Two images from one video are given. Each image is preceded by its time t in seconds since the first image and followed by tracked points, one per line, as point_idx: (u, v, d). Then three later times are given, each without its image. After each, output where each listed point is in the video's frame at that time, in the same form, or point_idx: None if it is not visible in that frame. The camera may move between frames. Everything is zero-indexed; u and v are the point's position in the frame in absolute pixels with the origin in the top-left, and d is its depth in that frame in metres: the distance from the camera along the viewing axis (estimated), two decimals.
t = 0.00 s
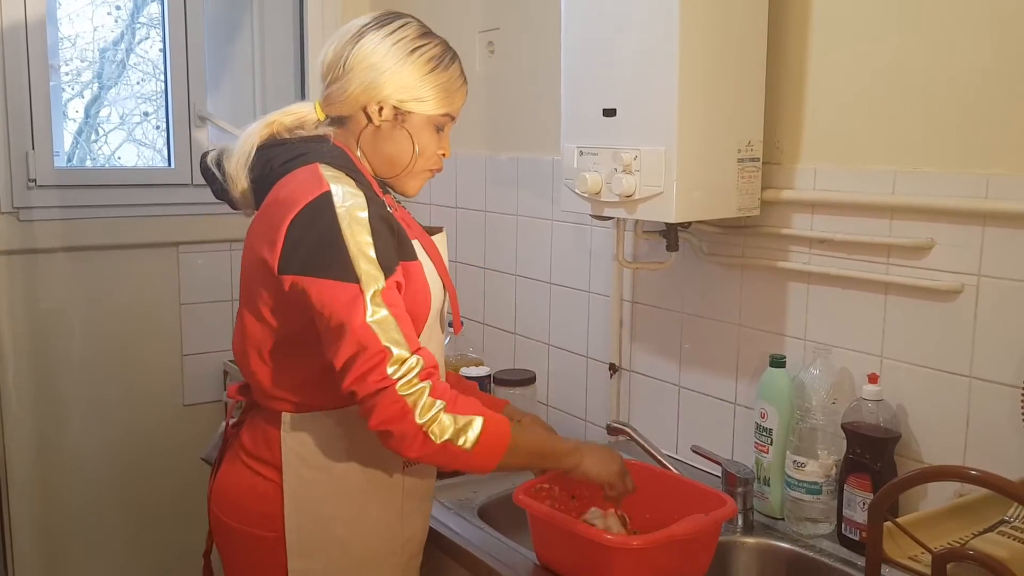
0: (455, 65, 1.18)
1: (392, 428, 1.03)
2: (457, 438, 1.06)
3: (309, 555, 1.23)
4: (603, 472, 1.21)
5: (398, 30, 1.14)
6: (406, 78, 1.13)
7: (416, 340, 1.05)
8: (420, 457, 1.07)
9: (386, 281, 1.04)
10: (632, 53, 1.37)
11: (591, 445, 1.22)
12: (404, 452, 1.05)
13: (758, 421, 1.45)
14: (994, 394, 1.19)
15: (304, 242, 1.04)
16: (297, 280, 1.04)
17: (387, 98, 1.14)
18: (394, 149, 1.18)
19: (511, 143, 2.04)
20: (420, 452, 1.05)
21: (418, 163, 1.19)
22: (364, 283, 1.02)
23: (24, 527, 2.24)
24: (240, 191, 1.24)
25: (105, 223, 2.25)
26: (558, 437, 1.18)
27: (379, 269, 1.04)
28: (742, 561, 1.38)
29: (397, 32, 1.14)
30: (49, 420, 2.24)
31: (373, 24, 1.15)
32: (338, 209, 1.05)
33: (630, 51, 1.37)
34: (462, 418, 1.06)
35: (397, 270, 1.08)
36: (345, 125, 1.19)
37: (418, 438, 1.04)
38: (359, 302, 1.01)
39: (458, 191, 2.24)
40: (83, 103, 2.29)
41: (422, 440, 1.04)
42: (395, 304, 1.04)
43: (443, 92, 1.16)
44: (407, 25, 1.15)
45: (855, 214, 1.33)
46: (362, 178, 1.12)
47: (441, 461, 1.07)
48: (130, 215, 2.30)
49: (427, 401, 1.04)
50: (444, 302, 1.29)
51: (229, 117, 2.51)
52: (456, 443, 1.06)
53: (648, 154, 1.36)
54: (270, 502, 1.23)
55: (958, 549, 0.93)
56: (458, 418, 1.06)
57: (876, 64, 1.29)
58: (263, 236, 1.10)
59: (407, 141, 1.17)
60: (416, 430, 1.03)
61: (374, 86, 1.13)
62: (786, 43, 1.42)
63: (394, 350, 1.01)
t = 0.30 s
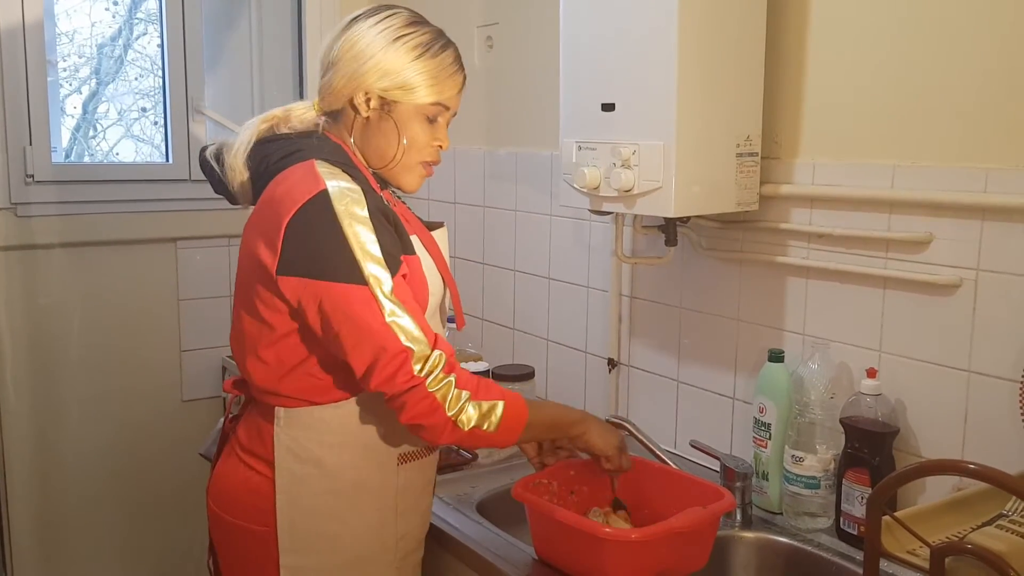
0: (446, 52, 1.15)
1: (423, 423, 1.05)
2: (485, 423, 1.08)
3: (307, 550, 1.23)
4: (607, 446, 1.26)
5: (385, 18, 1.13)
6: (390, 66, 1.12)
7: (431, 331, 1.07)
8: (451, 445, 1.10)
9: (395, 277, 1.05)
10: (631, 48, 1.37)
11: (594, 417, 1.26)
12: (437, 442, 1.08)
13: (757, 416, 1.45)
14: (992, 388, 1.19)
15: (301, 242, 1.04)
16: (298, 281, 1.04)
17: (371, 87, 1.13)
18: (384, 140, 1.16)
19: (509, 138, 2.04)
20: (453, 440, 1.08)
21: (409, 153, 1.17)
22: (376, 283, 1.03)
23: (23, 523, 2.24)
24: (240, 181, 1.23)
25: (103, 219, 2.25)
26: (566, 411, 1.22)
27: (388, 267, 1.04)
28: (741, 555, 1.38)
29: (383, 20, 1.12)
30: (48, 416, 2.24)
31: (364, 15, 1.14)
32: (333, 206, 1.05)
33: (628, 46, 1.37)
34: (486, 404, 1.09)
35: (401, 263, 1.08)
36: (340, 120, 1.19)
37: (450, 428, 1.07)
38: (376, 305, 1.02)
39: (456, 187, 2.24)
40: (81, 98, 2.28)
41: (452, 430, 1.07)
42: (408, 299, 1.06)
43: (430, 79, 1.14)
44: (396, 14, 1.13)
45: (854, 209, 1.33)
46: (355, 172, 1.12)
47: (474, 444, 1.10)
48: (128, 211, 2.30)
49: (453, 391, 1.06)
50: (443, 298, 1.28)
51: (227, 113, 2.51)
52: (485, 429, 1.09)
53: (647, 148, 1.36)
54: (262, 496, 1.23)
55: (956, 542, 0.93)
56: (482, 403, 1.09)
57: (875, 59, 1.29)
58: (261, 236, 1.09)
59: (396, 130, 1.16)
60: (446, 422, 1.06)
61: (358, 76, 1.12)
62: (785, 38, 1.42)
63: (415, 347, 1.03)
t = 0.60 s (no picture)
0: (447, 60, 1.15)
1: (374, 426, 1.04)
2: (438, 430, 1.07)
3: (304, 547, 1.23)
4: (580, 418, 1.20)
5: (387, 23, 1.12)
6: (392, 74, 1.11)
7: (399, 335, 1.05)
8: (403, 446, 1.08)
9: (374, 276, 1.04)
10: (629, 45, 1.36)
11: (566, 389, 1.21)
12: (388, 444, 1.07)
13: (755, 413, 1.45)
14: (990, 386, 1.19)
15: (290, 234, 1.04)
16: (286, 268, 1.04)
17: (373, 95, 1.12)
18: (383, 143, 1.16)
19: (507, 137, 2.04)
20: (405, 444, 1.07)
21: (409, 157, 1.18)
22: (349, 280, 1.01)
23: (21, 521, 2.23)
24: (232, 178, 1.23)
25: (100, 218, 2.24)
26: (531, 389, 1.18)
27: (366, 266, 1.03)
28: (739, 553, 1.38)
29: (385, 25, 1.11)
30: (46, 415, 2.24)
31: (365, 18, 1.13)
32: (326, 202, 1.04)
33: (626, 43, 1.37)
34: (444, 410, 1.07)
35: (385, 264, 1.06)
36: (337, 120, 1.19)
37: (400, 434, 1.05)
38: (343, 302, 1.01)
39: (454, 185, 2.24)
40: (79, 97, 2.28)
41: (407, 435, 1.05)
42: (382, 300, 1.04)
43: (432, 87, 1.14)
44: (398, 18, 1.12)
45: (852, 207, 1.33)
46: (352, 170, 1.12)
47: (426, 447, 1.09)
48: (126, 209, 2.29)
49: (408, 397, 1.04)
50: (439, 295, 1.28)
51: (225, 112, 2.51)
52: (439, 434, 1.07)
53: (644, 146, 1.36)
54: (264, 493, 1.23)
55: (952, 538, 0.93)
56: (439, 411, 1.07)
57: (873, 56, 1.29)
58: (253, 232, 1.09)
59: (395, 135, 1.16)
60: (398, 427, 1.04)
61: (360, 83, 1.12)
62: (783, 36, 1.42)
63: (376, 349, 1.01)
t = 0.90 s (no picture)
0: (437, 60, 1.15)
1: (348, 430, 1.03)
2: (410, 439, 1.06)
3: (302, 547, 1.23)
4: (538, 441, 1.24)
5: (375, 24, 1.11)
6: (381, 76, 1.11)
7: (383, 341, 1.04)
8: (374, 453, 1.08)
9: (362, 279, 1.03)
10: (628, 45, 1.37)
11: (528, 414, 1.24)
12: (358, 449, 1.06)
13: (754, 413, 1.45)
14: (989, 386, 1.19)
15: (281, 236, 1.04)
16: (276, 268, 1.04)
17: (363, 97, 1.12)
18: (376, 145, 1.17)
19: (506, 136, 2.04)
20: (373, 451, 1.06)
21: (402, 157, 1.18)
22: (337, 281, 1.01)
23: (21, 521, 2.23)
24: (226, 179, 1.24)
25: (100, 218, 2.24)
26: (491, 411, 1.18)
27: (355, 269, 1.03)
28: (738, 553, 1.38)
29: (374, 26, 1.11)
30: (46, 415, 2.24)
31: (354, 19, 1.13)
32: (316, 205, 1.04)
33: (626, 43, 1.37)
34: (418, 420, 1.07)
35: (374, 268, 1.06)
36: (329, 122, 1.19)
37: (373, 440, 1.05)
38: (330, 303, 1.00)
39: (454, 185, 2.24)
40: (78, 97, 2.28)
41: (378, 442, 1.05)
42: (369, 304, 1.03)
43: (422, 89, 1.14)
44: (387, 18, 1.12)
45: (851, 207, 1.33)
46: (345, 171, 1.12)
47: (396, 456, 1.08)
48: (125, 209, 2.29)
49: (384, 403, 1.04)
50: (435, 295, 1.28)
51: (224, 111, 2.51)
52: (410, 444, 1.07)
53: (643, 147, 1.36)
54: (256, 493, 1.23)
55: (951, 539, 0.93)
56: (413, 420, 1.07)
57: (872, 57, 1.29)
58: (247, 233, 1.09)
59: (387, 136, 1.16)
60: (372, 432, 1.04)
61: (350, 86, 1.12)
62: (782, 36, 1.42)
63: (359, 353, 1.01)
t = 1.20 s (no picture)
0: (432, 59, 1.15)
1: (380, 436, 1.05)
2: (441, 443, 1.07)
3: (303, 547, 1.23)
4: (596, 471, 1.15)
5: (370, 24, 1.12)
6: (376, 77, 1.11)
7: (398, 344, 1.05)
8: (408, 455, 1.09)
9: (366, 284, 1.04)
10: (628, 46, 1.37)
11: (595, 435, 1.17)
12: (391, 452, 1.08)
13: (753, 414, 1.45)
14: (987, 386, 1.20)
15: (278, 250, 1.04)
16: (272, 282, 1.05)
17: (357, 98, 1.13)
18: (370, 146, 1.17)
19: (506, 137, 2.04)
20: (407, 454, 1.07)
21: (396, 158, 1.18)
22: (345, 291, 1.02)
23: (21, 521, 2.24)
24: (221, 184, 1.24)
25: (100, 218, 2.25)
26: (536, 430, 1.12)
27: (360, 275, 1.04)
28: (738, 553, 1.38)
29: (368, 26, 1.11)
30: (46, 415, 2.24)
31: (348, 19, 1.13)
32: (311, 211, 1.05)
33: (625, 44, 1.37)
34: (448, 425, 1.07)
35: (375, 270, 1.07)
36: (324, 123, 1.19)
37: (402, 443, 1.06)
38: (339, 313, 1.01)
39: (454, 186, 2.24)
40: (78, 97, 2.28)
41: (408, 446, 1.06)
42: (377, 308, 1.04)
43: (416, 88, 1.14)
44: (381, 18, 1.12)
45: (850, 208, 1.33)
46: (340, 175, 1.12)
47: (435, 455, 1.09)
48: (126, 210, 2.30)
49: (410, 407, 1.04)
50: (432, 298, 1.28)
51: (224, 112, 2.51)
52: (442, 446, 1.07)
53: (643, 148, 1.36)
54: (251, 493, 1.23)
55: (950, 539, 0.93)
56: (441, 423, 1.06)
57: (871, 59, 1.30)
58: (241, 238, 1.10)
59: (381, 137, 1.16)
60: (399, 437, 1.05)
61: (344, 87, 1.12)
62: (782, 37, 1.42)
63: (376, 360, 1.02)
